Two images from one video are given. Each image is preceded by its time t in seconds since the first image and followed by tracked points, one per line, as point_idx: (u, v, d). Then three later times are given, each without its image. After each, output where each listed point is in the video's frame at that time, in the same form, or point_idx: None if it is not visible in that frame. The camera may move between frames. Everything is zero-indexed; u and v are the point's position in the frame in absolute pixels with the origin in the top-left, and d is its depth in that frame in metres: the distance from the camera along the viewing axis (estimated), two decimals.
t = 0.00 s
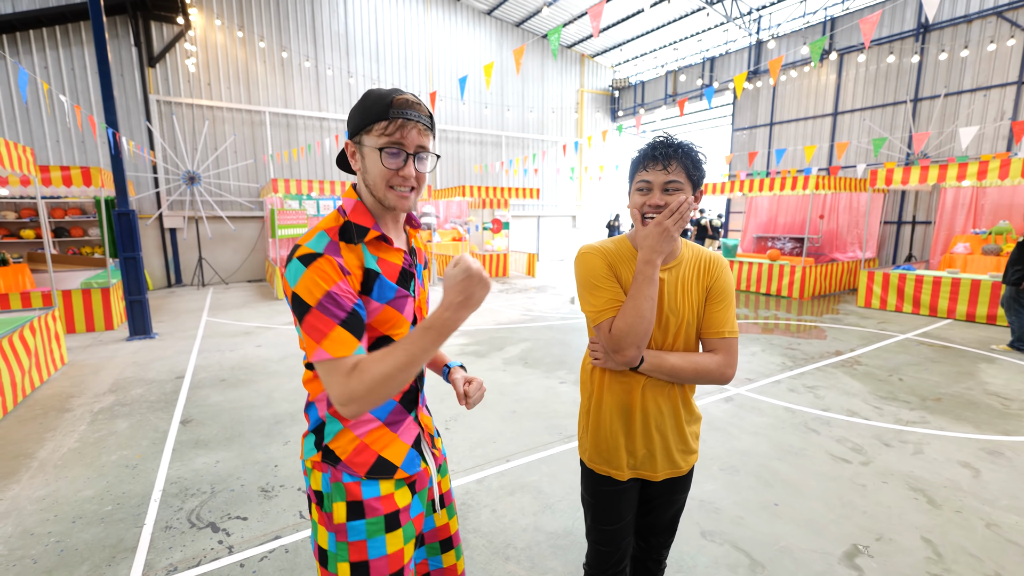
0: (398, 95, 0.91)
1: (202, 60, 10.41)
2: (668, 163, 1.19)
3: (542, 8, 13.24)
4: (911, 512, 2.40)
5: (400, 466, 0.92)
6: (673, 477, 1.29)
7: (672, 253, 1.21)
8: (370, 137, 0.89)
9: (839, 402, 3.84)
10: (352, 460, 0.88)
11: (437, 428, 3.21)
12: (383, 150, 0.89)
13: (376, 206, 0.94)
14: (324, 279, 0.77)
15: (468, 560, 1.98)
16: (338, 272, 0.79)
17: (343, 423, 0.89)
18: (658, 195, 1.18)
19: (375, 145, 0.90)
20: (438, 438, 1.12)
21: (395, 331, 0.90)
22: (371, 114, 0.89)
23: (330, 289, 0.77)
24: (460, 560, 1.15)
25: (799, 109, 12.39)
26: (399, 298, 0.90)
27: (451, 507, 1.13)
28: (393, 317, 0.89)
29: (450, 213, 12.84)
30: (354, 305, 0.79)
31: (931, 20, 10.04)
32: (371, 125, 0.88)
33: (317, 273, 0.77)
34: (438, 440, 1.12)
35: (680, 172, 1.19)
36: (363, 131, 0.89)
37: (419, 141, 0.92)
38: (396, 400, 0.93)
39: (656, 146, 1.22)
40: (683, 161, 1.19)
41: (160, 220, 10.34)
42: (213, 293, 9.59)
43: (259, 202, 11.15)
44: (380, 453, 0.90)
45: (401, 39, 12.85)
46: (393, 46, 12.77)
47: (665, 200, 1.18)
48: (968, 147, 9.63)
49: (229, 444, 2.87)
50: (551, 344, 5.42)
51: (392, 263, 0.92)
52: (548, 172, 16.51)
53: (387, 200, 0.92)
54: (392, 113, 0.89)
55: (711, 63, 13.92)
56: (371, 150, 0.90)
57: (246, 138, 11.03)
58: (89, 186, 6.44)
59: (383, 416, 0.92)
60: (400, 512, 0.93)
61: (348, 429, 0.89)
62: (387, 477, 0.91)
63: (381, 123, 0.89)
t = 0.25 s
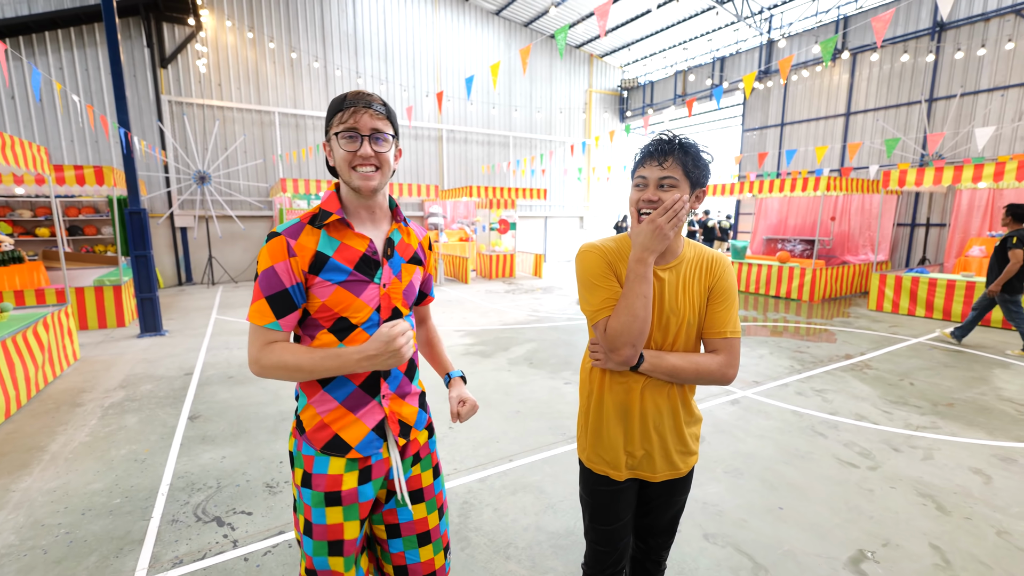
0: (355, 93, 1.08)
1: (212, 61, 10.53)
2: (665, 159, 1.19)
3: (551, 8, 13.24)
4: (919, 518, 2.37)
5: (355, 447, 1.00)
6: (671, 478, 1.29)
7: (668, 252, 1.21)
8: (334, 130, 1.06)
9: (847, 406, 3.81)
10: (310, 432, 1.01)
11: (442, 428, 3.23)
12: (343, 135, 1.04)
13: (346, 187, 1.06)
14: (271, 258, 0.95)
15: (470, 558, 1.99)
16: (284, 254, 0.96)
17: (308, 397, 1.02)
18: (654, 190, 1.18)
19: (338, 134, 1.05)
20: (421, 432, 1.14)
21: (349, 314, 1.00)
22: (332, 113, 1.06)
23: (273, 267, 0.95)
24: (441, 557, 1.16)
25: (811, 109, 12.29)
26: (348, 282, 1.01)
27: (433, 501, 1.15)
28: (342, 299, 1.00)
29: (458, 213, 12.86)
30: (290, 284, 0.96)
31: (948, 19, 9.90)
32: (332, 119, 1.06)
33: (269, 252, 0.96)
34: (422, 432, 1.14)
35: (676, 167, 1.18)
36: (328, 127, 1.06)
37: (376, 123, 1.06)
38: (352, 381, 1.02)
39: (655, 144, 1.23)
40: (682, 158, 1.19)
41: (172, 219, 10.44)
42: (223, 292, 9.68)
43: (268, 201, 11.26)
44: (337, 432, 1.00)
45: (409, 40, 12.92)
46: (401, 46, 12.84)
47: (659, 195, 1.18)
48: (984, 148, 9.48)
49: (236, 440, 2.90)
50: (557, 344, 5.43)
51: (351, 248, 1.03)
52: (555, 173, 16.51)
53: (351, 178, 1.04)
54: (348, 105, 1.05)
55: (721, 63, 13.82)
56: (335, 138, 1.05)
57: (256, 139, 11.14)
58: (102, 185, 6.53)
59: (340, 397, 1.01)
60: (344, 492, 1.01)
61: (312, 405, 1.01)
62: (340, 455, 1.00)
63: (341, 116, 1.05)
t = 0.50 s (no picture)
0: (319, 108, 1.19)
1: (226, 59, 10.68)
2: (695, 152, 1.18)
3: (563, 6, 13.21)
4: (934, 524, 2.33)
5: (317, 422, 1.19)
6: (681, 480, 1.29)
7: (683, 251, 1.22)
8: (301, 144, 1.16)
9: (862, 411, 3.75)
10: (289, 402, 1.23)
11: (452, 427, 3.24)
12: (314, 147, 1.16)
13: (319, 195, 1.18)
14: (253, 263, 1.16)
15: (479, 555, 2.00)
16: (259, 260, 1.16)
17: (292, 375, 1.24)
18: (685, 183, 1.17)
19: (308, 146, 1.16)
20: (393, 422, 1.22)
21: (314, 311, 1.16)
22: (297, 127, 1.16)
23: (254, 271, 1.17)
24: (418, 543, 1.25)
25: (832, 108, 12.12)
26: (309, 284, 1.16)
27: (409, 489, 1.24)
28: (305, 299, 1.15)
29: (470, 213, 12.88)
30: (266, 287, 1.16)
31: (980, 13, 9.65)
32: (300, 133, 1.16)
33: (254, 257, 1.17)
34: (393, 423, 1.22)
35: (707, 160, 1.18)
36: (294, 141, 1.16)
37: (341, 137, 1.19)
38: (320, 368, 1.18)
39: (683, 135, 1.20)
40: (708, 154, 1.19)
41: (186, 218, 10.63)
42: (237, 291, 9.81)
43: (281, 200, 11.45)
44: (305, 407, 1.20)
45: (421, 39, 12.99)
46: (414, 46, 12.92)
47: (692, 189, 1.17)
48: (1012, 147, 9.23)
49: (250, 436, 2.95)
50: (568, 345, 5.42)
51: (312, 253, 1.17)
52: (567, 173, 16.47)
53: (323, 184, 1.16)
54: (315, 122, 1.17)
55: (739, 60, 13.68)
56: (305, 150, 1.16)
57: (270, 138, 11.37)
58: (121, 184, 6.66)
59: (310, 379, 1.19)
60: (307, 456, 1.21)
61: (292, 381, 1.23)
62: (305, 427, 1.20)
63: (308, 129, 1.16)
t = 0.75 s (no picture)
0: (301, 104, 1.22)
1: (235, 54, 10.73)
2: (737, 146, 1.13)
3: None
4: (949, 520, 2.30)
5: (324, 390, 1.28)
6: (691, 473, 1.28)
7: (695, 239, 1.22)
8: (292, 139, 1.20)
9: (876, 405, 3.70)
10: (304, 371, 1.35)
11: (461, 419, 3.25)
12: (308, 142, 1.21)
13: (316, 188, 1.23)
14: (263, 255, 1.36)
15: (487, 546, 2.01)
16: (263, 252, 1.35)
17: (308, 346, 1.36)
18: (734, 178, 1.13)
19: (301, 141, 1.20)
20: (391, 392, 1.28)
21: (311, 292, 1.28)
22: (284, 123, 1.18)
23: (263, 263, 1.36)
24: (410, 512, 1.31)
25: (848, 98, 11.88)
26: (303, 268, 1.27)
27: (402, 457, 1.30)
28: (301, 282, 1.28)
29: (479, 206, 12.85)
30: (273, 273, 1.35)
31: None
32: (289, 129, 1.19)
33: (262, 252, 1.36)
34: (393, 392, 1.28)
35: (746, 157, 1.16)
36: (283, 138, 1.20)
37: (328, 129, 1.25)
38: (324, 341, 1.28)
39: (723, 128, 1.14)
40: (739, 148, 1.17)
41: (198, 212, 10.72)
42: (248, 284, 9.91)
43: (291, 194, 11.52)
44: (314, 376, 1.30)
45: (429, 31, 12.93)
46: (422, 38, 12.87)
47: (738, 184, 1.13)
48: None
49: (261, 427, 2.98)
50: (576, 338, 5.41)
51: (298, 241, 1.26)
52: (577, 166, 16.37)
53: (321, 178, 1.22)
54: (302, 118, 1.21)
55: (753, 50, 13.41)
56: (299, 145, 1.20)
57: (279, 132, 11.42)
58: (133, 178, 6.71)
59: (316, 350, 1.30)
60: (315, 420, 1.32)
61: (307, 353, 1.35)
62: (314, 394, 1.31)
63: (298, 125, 1.19)
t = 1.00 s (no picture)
0: (307, 97, 1.27)
1: (239, 50, 10.72)
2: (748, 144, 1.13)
3: None
4: (952, 521, 2.29)
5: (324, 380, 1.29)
6: (693, 471, 1.28)
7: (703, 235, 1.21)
8: (293, 131, 1.25)
9: (879, 405, 3.69)
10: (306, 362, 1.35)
11: (462, 417, 3.25)
12: (303, 131, 1.23)
13: (314, 176, 1.25)
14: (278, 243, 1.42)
15: (487, 544, 2.01)
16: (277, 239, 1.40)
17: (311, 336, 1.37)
18: (741, 175, 1.12)
19: (298, 131, 1.24)
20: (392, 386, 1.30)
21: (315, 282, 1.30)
22: (290, 115, 1.25)
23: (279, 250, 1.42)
24: (416, 496, 1.36)
25: (852, 96, 11.82)
26: (310, 257, 1.30)
27: (409, 450, 1.33)
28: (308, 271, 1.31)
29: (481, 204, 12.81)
30: (285, 260, 1.39)
31: None
32: (291, 120, 1.24)
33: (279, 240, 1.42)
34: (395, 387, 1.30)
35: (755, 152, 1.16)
36: (287, 129, 1.25)
37: (328, 119, 1.26)
38: (326, 331, 1.30)
39: (730, 124, 1.14)
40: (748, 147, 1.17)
41: (200, 208, 10.74)
42: (250, 280, 9.92)
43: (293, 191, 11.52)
44: (315, 366, 1.31)
45: (433, 28, 12.89)
46: (425, 35, 12.83)
47: (744, 180, 1.13)
48: None
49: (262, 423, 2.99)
50: (578, 337, 5.40)
51: (307, 230, 1.30)
52: (579, 164, 16.34)
53: (317, 166, 1.24)
54: (302, 109, 1.25)
55: (756, 48, 13.38)
56: (296, 135, 1.24)
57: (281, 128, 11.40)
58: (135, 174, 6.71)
59: (318, 340, 1.31)
60: (315, 411, 1.31)
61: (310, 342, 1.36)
62: (314, 384, 1.31)
63: (298, 117, 1.24)
